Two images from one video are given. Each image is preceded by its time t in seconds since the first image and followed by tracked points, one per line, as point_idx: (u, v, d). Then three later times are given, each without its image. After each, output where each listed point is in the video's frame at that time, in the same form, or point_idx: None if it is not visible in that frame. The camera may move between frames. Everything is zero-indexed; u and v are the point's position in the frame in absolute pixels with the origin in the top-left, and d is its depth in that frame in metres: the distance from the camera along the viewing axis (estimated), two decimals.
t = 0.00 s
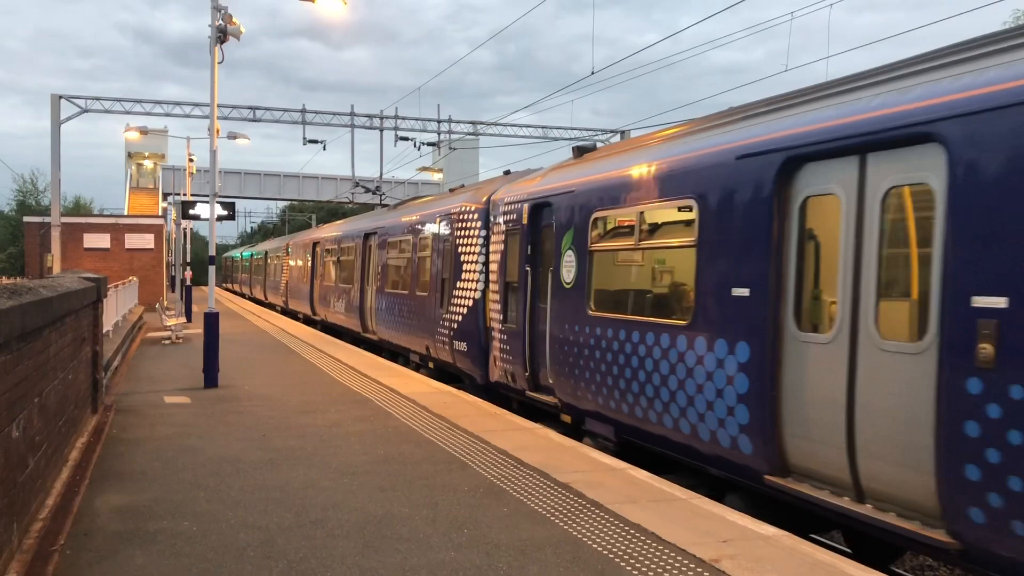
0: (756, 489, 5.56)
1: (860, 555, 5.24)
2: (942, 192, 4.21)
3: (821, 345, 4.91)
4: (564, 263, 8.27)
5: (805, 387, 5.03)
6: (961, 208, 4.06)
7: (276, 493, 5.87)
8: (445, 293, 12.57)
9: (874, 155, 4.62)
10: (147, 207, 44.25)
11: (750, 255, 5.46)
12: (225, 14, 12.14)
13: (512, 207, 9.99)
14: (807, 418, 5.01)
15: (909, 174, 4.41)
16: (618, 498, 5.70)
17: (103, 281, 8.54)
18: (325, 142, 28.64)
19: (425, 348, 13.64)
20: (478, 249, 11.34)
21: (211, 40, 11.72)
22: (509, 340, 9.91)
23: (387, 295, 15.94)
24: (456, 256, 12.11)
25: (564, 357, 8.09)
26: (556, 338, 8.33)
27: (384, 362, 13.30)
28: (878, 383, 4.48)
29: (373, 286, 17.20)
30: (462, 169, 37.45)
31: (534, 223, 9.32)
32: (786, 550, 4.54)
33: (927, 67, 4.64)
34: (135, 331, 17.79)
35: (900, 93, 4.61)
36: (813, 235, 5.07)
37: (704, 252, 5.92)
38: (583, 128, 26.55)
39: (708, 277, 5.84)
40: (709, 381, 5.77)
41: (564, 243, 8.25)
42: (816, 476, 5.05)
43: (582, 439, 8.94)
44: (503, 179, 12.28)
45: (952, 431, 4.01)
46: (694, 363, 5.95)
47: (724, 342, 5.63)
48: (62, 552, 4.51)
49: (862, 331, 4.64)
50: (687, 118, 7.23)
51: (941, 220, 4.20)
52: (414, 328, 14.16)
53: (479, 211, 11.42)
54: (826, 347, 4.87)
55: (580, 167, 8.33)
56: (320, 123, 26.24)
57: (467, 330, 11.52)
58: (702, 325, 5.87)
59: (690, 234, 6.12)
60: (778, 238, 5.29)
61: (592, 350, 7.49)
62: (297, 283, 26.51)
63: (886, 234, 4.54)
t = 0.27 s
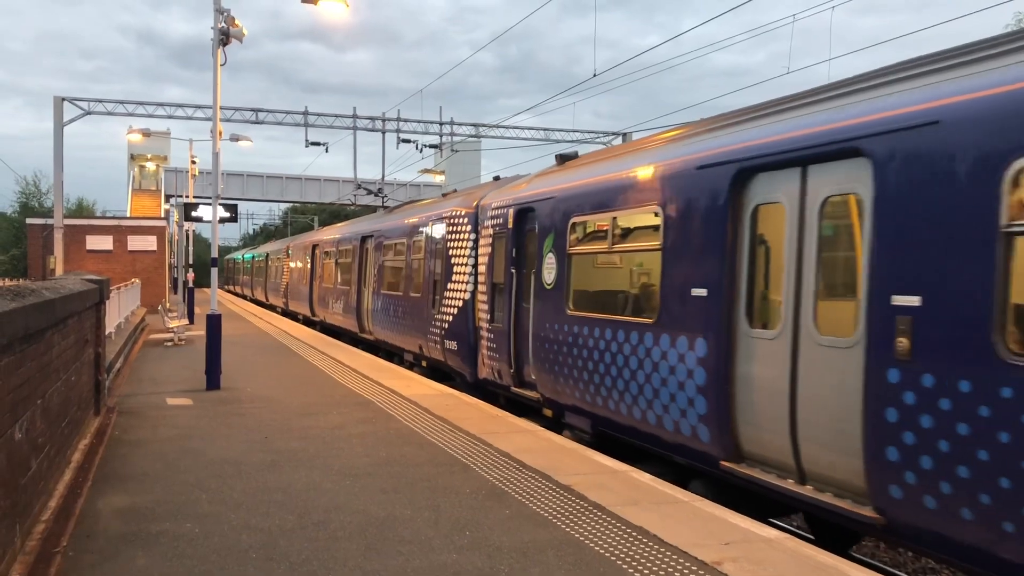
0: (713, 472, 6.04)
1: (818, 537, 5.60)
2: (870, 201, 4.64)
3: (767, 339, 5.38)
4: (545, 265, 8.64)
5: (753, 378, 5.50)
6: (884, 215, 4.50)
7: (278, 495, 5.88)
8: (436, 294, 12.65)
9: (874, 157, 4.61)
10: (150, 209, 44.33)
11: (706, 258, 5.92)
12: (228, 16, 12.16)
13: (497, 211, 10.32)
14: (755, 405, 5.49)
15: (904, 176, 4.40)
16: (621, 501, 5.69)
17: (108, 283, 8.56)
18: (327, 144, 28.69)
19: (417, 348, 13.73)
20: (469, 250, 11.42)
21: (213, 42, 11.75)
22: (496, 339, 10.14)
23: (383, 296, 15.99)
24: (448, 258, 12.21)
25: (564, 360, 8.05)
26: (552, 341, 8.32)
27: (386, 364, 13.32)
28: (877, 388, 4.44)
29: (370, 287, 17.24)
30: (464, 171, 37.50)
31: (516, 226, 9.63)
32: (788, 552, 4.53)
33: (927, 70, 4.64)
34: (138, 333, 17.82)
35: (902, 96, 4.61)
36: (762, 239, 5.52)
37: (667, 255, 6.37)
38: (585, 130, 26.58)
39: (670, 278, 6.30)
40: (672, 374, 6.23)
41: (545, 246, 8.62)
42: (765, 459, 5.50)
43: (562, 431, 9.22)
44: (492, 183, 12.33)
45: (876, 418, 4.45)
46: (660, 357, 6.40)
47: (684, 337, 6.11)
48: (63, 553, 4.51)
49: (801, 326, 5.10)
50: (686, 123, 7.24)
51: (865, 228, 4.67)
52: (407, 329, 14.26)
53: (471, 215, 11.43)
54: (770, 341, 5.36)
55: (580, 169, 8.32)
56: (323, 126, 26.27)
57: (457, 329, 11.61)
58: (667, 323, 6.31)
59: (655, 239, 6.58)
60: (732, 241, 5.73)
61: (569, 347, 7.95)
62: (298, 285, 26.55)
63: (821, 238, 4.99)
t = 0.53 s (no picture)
0: (675, 458, 6.49)
1: (784, 522, 5.91)
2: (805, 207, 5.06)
3: (719, 334, 5.82)
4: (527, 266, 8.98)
5: (707, 369, 5.94)
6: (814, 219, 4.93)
7: (279, 496, 5.88)
8: (427, 294, 12.76)
9: (873, 157, 4.60)
10: (151, 210, 44.35)
11: (668, 259, 6.37)
12: (229, 18, 12.17)
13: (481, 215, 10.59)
14: (709, 395, 5.92)
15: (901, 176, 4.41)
16: (622, 502, 5.70)
17: (108, 284, 8.56)
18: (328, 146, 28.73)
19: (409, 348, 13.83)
20: (458, 252, 11.50)
21: (215, 43, 11.75)
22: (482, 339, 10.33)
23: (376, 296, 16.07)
24: (438, 260, 12.32)
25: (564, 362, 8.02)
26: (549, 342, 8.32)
27: (386, 365, 13.34)
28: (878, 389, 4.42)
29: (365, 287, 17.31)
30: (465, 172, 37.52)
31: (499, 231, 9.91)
32: (789, 553, 4.54)
33: (927, 72, 4.64)
34: (140, 334, 17.83)
35: (902, 97, 4.60)
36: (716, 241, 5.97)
37: (633, 256, 6.81)
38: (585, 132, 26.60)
39: (637, 278, 6.75)
40: (639, 367, 6.68)
41: (527, 248, 8.97)
42: (720, 446, 5.92)
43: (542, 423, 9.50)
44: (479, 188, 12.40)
45: (809, 404, 4.89)
46: (628, 351, 6.84)
47: (649, 333, 6.55)
48: (65, 554, 4.52)
49: (746, 322, 5.54)
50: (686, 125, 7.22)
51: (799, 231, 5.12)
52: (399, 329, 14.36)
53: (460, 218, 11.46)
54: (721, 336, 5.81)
55: (578, 170, 8.31)
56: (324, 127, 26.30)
57: (446, 329, 11.72)
58: (634, 321, 6.74)
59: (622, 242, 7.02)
60: (690, 244, 6.17)
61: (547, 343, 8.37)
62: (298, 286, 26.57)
63: (764, 241, 5.42)
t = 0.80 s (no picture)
0: (640, 444, 6.94)
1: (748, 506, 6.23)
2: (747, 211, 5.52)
3: (676, 329, 6.28)
4: (509, 267, 9.36)
5: (665, 361, 6.40)
6: (753, 222, 5.40)
7: (280, 496, 5.88)
8: (417, 293, 12.92)
9: (877, 155, 4.56)
10: (152, 211, 44.37)
11: (631, 260, 6.83)
12: (230, 18, 12.18)
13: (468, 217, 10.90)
14: (667, 385, 6.37)
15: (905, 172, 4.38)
16: (622, 501, 5.70)
17: (108, 284, 8.56)
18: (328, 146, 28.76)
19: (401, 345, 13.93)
20: (448, 252, 11.72)
21: (215, 44, 11.76)
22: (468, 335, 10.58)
23: (370, 295, 16.16)
24: (427, 261, 12.50)
25: (563, 362, 7.97)
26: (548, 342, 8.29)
27: (386, 365, 13.36)
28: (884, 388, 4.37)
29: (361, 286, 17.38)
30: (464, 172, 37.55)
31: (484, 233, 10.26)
32: (789, 553, 4.54)
33: (932, 70, 4.61)
34: (140, 335, 17.83)
35: (909, 95, 4.56)
36: (673, 243, 6.43)
37: (602, 256, 7.26)
38: (584, 131, 26.61)
39: (604, 277, 7.21)
40: (606, 359, 7.14)
41: (510, 249, 9.36)
42: (677, 431, 6.38)
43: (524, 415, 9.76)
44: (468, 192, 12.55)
45: (749, 391, 5.36)
46: (596, 345, 7.30)
47: (615, 328, 7.01)
48: (65, 554, 4.52)
49: (698, 317, 6.00)
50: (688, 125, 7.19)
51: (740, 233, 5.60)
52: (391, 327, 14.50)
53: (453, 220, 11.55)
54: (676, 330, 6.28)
55: (577, 170, 8.29)
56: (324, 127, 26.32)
57: (435, 327, 11.87)
58: (602, 317, 7.20)
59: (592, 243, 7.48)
60: (651, 245, 6.63)
61: (526, 339, 8.80)
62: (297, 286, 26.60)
63: (713, 243, 5.88)
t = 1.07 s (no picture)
0: (607, 431, 7.46)
1: (717, 494, 6.64)
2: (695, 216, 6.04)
3: (636, 323, 6.80)
4: (489, 265, 9.80)
5: (626, 355, 6.92)
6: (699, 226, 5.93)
7: (279, 496, 5.88)
8: (405, 292, 13.22)
9: (882, 152, 4.54)
10: (151, 210, 44.36)
11: (598, 261, 7.33)
12: (228, 17, 12.17)
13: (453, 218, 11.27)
14: (629, 376, 6.88)
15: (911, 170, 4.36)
16: (621, 501, 5.69)
17: (107, 283, 8.55)
18: (327, 145, 28.71)
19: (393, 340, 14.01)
20: (435, 252, 12.04)
21: (214, 43, 11.74)
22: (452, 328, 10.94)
23: (365, 292, 16.27)
24: (416, 258, 12.80)
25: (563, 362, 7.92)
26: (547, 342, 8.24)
27: (385, 364, 13.35)
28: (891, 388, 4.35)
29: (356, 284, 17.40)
30: (464, 171, 37.54)
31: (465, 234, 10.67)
32: (788, 553, 4.54)
33: (935, 67, 4.59)
34: (140, 334, 17.83)
35: (914, 92, 4.54)
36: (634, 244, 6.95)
37: (571, 256, 7.76)
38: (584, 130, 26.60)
39: (573, 276, 7.73)
40: (576, 353, 7.65)
41: (489, 250, 9.78)
42: (638, 418, 6.91)
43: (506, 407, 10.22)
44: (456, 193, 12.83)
45: (697, 379, 5.89)
46: (567, 339, 7.82)
47: (584, 323, 7.53)
48: (63, 554, 4.52)
49: (656, 312, 6.52)
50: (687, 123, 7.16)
51: (689, 236, 6.15)
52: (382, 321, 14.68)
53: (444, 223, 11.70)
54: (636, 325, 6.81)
55: (575, 168, 8.26)
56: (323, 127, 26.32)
57: (423, 324, 12.22)
58: (573, 313, 7.69)
59: (562, 244, 8.00)
60: (615, 246, 7.14)
61: (504, 334, 9.25)
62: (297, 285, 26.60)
63: (669, 245, 6.40)
